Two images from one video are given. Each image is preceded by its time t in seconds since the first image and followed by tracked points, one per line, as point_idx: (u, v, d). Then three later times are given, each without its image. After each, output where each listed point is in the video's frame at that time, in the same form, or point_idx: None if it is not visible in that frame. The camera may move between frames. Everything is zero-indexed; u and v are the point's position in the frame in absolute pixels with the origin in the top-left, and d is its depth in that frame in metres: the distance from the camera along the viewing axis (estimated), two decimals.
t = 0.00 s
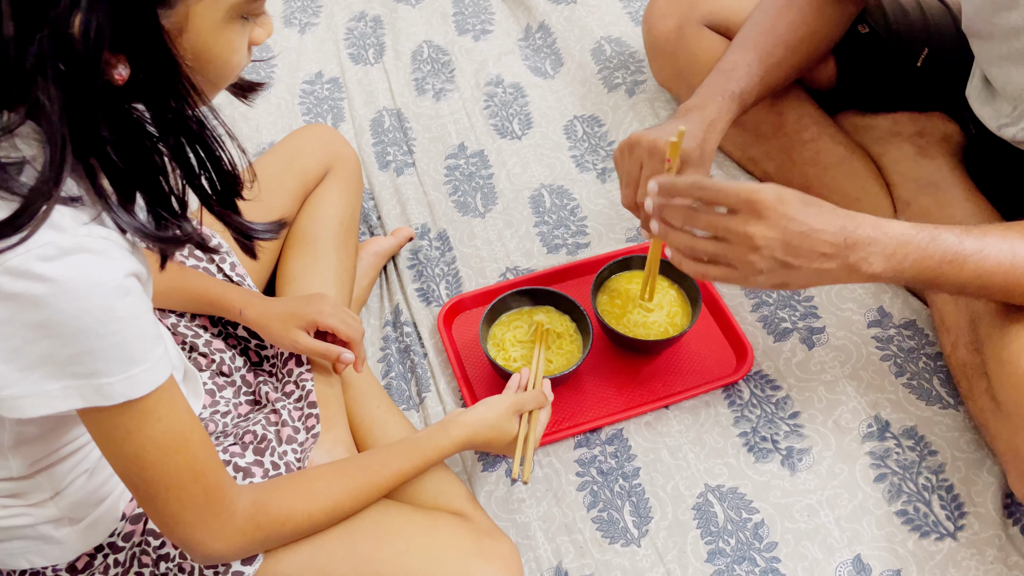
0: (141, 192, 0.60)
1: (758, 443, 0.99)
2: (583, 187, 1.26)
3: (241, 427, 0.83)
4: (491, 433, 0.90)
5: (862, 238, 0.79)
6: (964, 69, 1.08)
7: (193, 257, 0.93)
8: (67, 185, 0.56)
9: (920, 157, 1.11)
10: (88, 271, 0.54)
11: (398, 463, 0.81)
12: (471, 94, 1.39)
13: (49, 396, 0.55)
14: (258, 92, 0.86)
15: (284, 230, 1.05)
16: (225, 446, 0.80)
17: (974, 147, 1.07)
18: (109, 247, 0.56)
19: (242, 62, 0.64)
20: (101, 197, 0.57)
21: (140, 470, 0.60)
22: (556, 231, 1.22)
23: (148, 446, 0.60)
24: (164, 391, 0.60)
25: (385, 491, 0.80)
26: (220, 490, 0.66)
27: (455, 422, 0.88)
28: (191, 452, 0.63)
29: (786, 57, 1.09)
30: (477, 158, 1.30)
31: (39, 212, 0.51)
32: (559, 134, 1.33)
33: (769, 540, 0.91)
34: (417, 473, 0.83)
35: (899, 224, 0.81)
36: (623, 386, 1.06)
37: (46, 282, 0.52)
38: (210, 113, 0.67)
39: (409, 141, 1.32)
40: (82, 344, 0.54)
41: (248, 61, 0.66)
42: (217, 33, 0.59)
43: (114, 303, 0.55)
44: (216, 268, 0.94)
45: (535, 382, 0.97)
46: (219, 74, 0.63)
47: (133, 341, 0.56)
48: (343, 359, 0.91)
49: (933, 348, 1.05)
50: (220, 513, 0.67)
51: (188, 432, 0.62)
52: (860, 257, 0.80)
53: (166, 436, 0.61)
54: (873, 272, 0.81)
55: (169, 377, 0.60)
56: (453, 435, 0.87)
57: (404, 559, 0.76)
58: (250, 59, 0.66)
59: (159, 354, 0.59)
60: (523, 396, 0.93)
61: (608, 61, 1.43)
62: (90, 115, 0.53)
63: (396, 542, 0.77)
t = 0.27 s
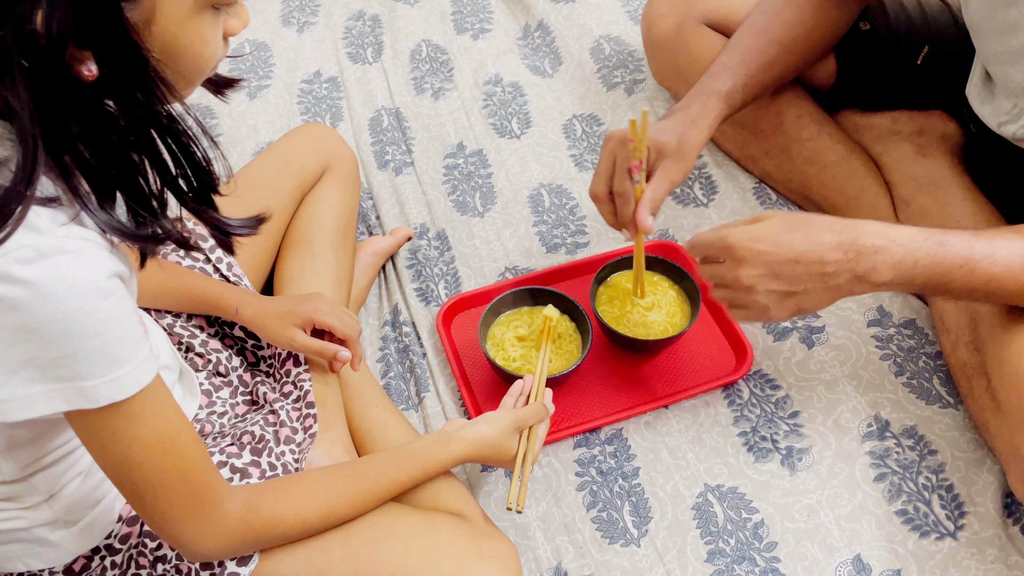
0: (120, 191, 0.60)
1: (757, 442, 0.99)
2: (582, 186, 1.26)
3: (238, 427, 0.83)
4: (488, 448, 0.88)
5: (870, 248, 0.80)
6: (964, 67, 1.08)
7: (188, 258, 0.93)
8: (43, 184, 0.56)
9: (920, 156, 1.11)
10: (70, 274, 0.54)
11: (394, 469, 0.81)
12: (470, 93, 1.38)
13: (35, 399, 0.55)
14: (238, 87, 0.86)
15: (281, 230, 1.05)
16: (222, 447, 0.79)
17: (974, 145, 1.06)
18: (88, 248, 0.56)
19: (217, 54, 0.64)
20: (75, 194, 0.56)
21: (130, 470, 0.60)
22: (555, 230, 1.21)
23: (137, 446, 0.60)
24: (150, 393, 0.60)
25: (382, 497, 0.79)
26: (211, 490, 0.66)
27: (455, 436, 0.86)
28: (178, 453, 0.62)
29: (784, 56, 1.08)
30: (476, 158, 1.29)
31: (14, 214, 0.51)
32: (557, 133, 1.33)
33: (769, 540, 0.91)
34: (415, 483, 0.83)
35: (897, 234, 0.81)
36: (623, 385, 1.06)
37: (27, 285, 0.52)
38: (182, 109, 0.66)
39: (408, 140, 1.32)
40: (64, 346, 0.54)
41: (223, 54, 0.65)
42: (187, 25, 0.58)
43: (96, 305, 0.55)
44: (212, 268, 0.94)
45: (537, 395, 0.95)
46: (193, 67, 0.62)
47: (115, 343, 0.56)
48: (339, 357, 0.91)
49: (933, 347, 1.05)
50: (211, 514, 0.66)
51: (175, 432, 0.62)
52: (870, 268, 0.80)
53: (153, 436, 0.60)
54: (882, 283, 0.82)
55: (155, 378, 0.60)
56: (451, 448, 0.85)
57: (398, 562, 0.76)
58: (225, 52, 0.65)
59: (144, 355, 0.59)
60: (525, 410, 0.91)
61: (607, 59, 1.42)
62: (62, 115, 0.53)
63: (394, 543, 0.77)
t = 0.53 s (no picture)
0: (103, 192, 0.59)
1: (758, 440, 0.99)
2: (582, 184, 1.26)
3: (237, 426, 0.83)
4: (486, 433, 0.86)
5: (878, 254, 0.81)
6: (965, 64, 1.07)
7: (188, 256, 0.93)
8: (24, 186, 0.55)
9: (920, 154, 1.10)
10: (55, 279, 0.54)
11: (387, 466, 0.79)
12: (470, 91, 1.38)
13: (22, 403, 0.55)
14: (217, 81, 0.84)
15: (279, 229, 1.05)
16: (221, 445, 0.79)
17: (974, 143, 1.06)
18: (73, 250, 0.56)
19: (196, 45, 0.62)
20: (56, 194, 0.55)
21: (120, 474, 0.60)
22: (555, 228, 1.21)
23: (126, 450, 0.60)
24: (140, 395, 0.60)
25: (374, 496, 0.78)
26: (201, 493, 0.66)
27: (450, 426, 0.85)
28: (168, 456, 0.62)
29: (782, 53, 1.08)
30: (476, 156, 1.29)
31: None
32: (557, 131, 1.33)
33: (770, 538, 0.91)
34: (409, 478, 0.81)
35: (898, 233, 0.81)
36: (623, 383, 1.06)
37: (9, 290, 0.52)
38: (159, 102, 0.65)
39: (407, 138, 1.32)
40: (51, 350, 0.54)
41: (200, 48, 0.64)
42: (160, 13, 0.57)
43: (82, 308, 0.55)
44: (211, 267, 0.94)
45: (538, 370, 0.94)
46: (173, 59, 0.61)
47: (101, 346, 0.56)
48: (337, 354, 0.90)
49: (934, 345, 1.05)
50: (200, 519, 0.66)
51: (165, 436, 0.62)
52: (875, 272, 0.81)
53: (143, 440, 0.60)
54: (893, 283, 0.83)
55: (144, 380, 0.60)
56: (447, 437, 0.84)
57: (393, 563, 0.76)
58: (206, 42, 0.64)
59: (132, 358, 0.58)
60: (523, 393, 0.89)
61: (607, 57, 1.42)
62: (38, 114, 0.52)
63: (394, 542, 0.77)
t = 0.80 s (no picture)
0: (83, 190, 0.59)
1: (757, 439, 0.99)
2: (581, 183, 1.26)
3: (236, 425, 0.83)
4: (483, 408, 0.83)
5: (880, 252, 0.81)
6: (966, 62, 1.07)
7: (186, 255, 0.93)
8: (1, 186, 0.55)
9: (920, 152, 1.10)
10: (34, 278, 0.54)
11: (379, 454, 0.76)
12: (469, 90, 1.38)
13: (9, 404, 0.55)
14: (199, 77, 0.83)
15: (277, 227, 1.05)
16: (220, 444, 0.79)
17: (973, 140, 1.06)
18: (53, 250, 0.56)
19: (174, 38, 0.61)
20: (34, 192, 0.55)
21: (112, 474, 0.60)
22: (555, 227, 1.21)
23: (116, 449, 0.59)
24: (128, 395, 0.60)
25: (366, 481, 0.76)
26: (193, 491, 0.65)
27: (444, 405, 0.81)
28: (160, 454, 0.62)
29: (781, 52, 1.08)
30: (475, 154, 1.29)
31: None
32: (556, 130, 1.33)
33: (769, 536, 0.91)
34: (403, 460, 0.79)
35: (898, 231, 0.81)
36: (622, 381, 1.06)
37: None
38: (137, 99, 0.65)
39: (407, 137, 1.32)
40: (36, 350, 0.54)
41: (178, 40, 0.62)
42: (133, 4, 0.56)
43: (63, 307, 0.55)
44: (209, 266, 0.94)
45: (537, 339, 0.91)
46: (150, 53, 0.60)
47: (85, 345, 0.56)
48: (336, 353, 0.90)
49: (933, 343, 1.05)
50: (190, 517, 0.65)
51: (155, 434, 0.62)
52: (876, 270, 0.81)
53: (132, 439, 0.60)
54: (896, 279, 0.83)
55: (132, 378, 0.60)
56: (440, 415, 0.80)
57: (391, 561, 0.76)
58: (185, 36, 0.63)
59: (118, 357, 0.58)
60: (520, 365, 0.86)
61: (606, 56, 1.42)
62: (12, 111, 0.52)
63: (393, 539, 0.77)
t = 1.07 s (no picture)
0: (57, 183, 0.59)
1: (756, 437, 0.99)
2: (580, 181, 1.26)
3: (234, 423, 0.83)
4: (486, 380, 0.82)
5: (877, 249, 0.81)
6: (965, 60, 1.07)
7: (184, 254, 0.93)
8: None
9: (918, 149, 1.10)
10: (17, 271, 0.54)
11: (380, 437, 0.74)
12: (468, 88, 1.38)
13: None
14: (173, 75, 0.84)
15: (276, 225, 1.05)
16: (218, 442, 0.79)
17: (971, 138, 1.06)
18: (37, 243, 0.56)
19: (153, 27, 0.61)
20: (12, 185, 0.55)
21: (108, 470, 0.60)
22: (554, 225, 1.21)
23: (110, 444, 0.60)
24: (119, 389, 0.60)
25: (367, 465, 0.74)
26: (191, 484, 0.64)
27: (444, 380, 0.79)
28: (155, 448, 0.62)
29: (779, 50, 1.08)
30: (474, 153, 1.29)
31: None
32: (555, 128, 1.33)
33: (767, 534, 0.91)
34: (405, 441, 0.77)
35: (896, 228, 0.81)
36: (621, 380, 1.06)
37: None
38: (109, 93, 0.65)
39: (406, 135, 1.32)
40: (22, 343, 0.54)
41: (158, 31, 0.63)
42: None
43: (45, 300, 0.55)
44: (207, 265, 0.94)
45: (540, 306, 0.93)
46: (127, 42, 0.60)
47: (69, 338, 0.56)
48: (334, 351, 0.90)
49: (931, 341, 1.05)
50: (188, 512, 0.64)
51: (150, 428, 0.62)
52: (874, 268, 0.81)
53: (125, 432, 0.60)
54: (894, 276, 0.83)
55: (122, 373, 0.60)
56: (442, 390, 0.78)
57: (388, 559, 0.76)
58: (164, 26, 0.63)
59: (105, 350, 0.58)
60: (523, 334, 0.85)
61: (605, 54, 1.42)
62: None
63: (392, 538, 0.77)
